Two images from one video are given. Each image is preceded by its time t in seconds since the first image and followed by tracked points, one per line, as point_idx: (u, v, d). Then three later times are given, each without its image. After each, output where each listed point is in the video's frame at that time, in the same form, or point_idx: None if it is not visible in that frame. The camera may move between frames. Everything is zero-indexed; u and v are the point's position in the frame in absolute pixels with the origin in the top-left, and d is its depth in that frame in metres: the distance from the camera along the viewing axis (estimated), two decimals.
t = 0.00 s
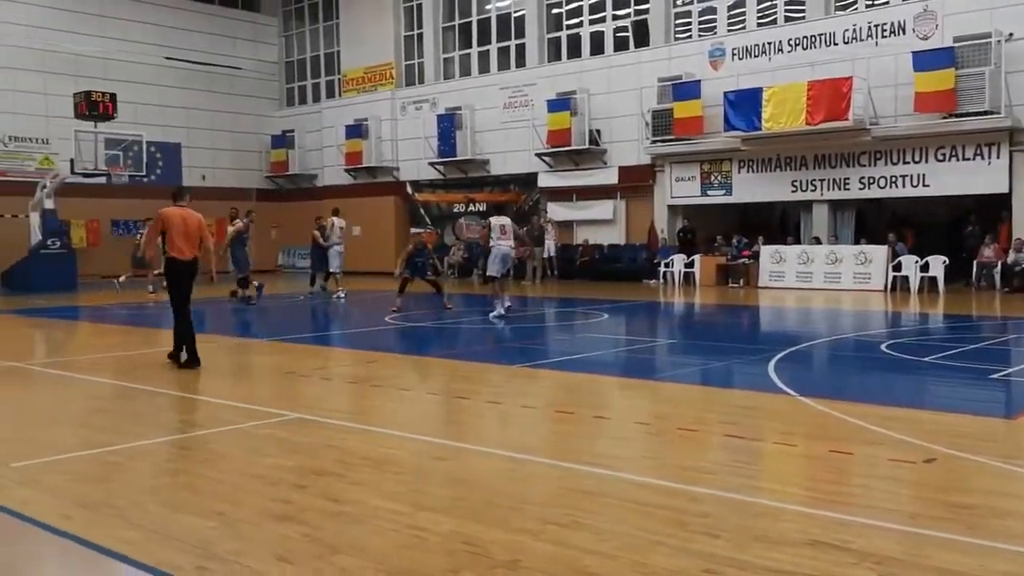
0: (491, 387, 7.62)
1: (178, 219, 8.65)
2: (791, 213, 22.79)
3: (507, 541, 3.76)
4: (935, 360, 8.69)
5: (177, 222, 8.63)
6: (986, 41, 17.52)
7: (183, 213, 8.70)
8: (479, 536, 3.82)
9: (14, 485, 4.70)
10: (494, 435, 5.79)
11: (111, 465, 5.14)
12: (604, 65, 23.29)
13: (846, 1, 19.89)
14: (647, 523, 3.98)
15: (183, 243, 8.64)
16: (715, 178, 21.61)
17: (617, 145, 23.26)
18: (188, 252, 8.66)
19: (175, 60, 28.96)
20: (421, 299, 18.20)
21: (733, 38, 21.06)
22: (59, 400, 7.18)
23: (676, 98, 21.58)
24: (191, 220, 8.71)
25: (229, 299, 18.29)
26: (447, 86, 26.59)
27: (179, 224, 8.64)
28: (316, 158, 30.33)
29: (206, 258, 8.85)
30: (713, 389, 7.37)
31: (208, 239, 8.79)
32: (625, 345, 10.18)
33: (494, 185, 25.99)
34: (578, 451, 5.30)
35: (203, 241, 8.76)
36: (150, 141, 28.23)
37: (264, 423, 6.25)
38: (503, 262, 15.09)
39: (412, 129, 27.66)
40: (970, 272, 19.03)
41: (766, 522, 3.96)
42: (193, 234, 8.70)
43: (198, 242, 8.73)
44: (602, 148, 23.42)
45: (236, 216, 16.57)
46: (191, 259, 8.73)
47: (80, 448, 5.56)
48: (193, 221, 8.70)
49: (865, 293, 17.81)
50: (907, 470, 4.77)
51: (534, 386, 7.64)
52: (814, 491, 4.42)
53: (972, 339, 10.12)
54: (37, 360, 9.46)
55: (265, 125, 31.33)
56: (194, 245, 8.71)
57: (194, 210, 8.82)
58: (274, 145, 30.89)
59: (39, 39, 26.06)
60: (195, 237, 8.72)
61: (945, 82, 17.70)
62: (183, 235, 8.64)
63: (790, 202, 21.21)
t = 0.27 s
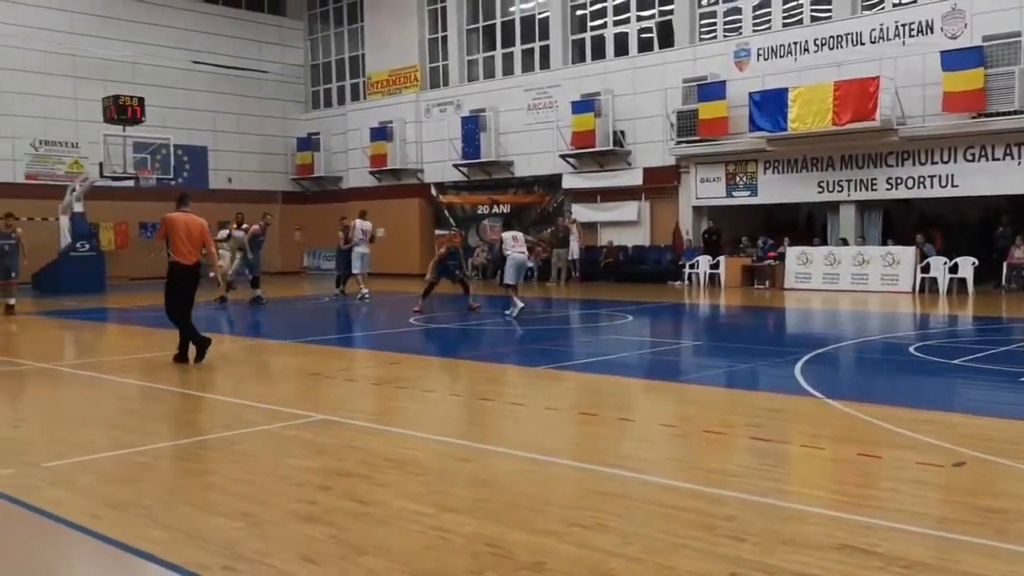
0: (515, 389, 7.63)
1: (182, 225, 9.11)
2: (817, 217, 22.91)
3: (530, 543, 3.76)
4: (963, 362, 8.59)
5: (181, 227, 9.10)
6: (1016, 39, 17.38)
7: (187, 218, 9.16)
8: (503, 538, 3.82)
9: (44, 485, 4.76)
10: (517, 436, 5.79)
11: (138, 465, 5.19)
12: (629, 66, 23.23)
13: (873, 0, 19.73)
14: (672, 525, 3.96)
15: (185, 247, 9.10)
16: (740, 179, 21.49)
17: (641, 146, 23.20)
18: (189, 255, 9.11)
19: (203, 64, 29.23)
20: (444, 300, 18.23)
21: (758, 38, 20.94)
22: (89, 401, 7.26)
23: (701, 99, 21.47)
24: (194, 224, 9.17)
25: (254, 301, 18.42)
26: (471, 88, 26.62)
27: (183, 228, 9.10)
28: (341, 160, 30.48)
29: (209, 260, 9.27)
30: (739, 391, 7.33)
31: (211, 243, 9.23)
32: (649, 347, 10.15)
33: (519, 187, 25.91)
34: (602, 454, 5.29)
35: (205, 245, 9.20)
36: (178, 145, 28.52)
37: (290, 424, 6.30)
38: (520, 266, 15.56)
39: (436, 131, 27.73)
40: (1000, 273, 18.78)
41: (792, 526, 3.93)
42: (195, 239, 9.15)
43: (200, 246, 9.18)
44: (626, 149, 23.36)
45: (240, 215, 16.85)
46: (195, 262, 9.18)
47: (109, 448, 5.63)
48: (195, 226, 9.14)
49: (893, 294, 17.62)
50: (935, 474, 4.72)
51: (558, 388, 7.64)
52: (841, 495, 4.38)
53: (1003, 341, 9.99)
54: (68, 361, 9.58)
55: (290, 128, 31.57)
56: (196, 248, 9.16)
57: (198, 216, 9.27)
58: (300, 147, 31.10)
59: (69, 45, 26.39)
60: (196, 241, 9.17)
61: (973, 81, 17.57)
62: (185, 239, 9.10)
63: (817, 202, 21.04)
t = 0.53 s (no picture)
0: (536, 394, 7.62)
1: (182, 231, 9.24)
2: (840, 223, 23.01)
3: (551, 548, 3.75)
4: (989, 367, 8.50)
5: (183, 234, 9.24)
6: None
7: (188, 224, 9.27)
8: (523, 543, 3.82)
9: (69, 489, 4.80)
10: (538, 442, 5.78)
11: (162, 470, 5.23)
12: (649, 71, 23.20)
13: (896, 3, 19.62)
14: (694, 531, 3.94)
15: (185, 255, 9.31)
16: (761, 183, 21.38)
17: (662, 151, 23.14)
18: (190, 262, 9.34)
19: (224, 71, 29.45)
20: (465, 306, 18.23)
21: (779, 42, 20.86)
22: (113, 406, 7.33)
23: (721, 102, 21.39)
24: (196, 230, 9.31)
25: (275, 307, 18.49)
26: (491, 94, 26.66)
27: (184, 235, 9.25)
28: (362, 166, 30.60)
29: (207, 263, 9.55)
30: (761, 396, 7.28)
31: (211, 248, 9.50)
32: (670, 352, 10.10)
33: (539, 191, 25.65)
34: (623, 459, 5.27)
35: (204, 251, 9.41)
36: (200, 151, 28.77)
37: (311, 429, 6.32)
38: (537, 270, 15.56)
39: (457, 137, 27.77)
40: None
41: (815, 532, 3.89)
42: (195, 245, 9.34)
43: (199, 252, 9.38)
44: (647, 153, 23.30)
45: (240, 222, 16.91)
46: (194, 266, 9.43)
47: (133, 452, 5.68)
48: (196, 233, 9.29)
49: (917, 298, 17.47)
50: (961, 480, 4.66)
51: (579, 393, 7.63)
52: (866, 502, 4.33)
53: None
54: (92, 366, 9.67)
55: (311, 135, 31.77)
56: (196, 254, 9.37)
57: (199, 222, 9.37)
58: (321, 154, 31.26)
59: (93, 53, 26.69)
60: (196, 247, 9.36)
61: (996, 84, 17.47)
62: (186, 247, 9.29)
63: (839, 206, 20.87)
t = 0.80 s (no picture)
0: (554, 396, 7.62)
1: (179, 238, 9.57)
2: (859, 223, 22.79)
3: (569, 551, 3.75)
4: (1010, 368, 8.43)
5: (179, 240, 9.57)
6: None
7: (184, 231, 9.61)
8: (541, 545, 3.81)
9: (90, 491, 4.85)
10: (554, 444, 5.78)
11: (181, 472, 5.26)
12: (665, 72, 23.14)
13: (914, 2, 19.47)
14: (712, 533, 3.93)
15: (182, 260, 9.61)
16: (779, 184, 21.28)
17: (679, 152, 23.08)
18: (187, 267, 9.64)
19: (242, 76, 29.63)
20: (482, 308, 18.28)
21: (797, 42, 20.76)
22: (133, 409, 7.38)
23: (738, 103, 21.31)
24: (191, 236, 9.64)
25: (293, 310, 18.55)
26: (507, 96, 26.67)
27: (181, 242, 9.57)
28: (379, 169, 30.70)
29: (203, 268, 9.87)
30: (779, 398, 7.25)
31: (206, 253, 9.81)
32: (688, 354, 10.09)
33: (556, 193, 25.64)
34: (641, 462, 5.26)
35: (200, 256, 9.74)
36: (219, 156, 28.97)
37: (329, 432, 6.34)
38: (548, 273, 15.52)
39: (473, 139, 27.80)
40: None
41: (835, 535, 3.87)
42: (191, 251, 9.66)
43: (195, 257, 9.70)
44: (664, 155, 23.25)
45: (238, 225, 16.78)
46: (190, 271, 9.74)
47: (153, 455, 5.72)
48: (192, 239, 9.63)
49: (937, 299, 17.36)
50: (983, 482, 4.62)
51: (597, 395, 7.62)
52: (886, 504, 4.30)
53: None
54: (112, 369, 9.74)
55: (329, 138, 31.93)
56: (192, 259, 9.68)
57: (192, 228, 9.72)
58: (339, 157, 31.38)
59: (113, 59, 26.92)
60: (192, 253, 9.68)
61: (1017, 83, 17.31)
62: (182, 253, 9.60)
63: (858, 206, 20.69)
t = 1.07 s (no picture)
0: (566, 397, 7.62)
1: (173, 241, 9.77)
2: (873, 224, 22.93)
3: (581, 553, 3.74)
4: None
5: (174, 243, 9.77)
6: None
7: (178, 234, 9.81)
8: (553, 547, 3.81)
9: (104, 492, 4.87)
10: (566, 446, 5.77)
11: (195, 473, 5.28)
12: (677, 73, 23.10)
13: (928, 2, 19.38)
14: (725, 535, 3.91)
15: (176, 261, 9.79)
16: (792, 185, 21.21)
17: (691, 153, 23.03)
18: (181, 268, 9.79)
19: (255, 79, 29.75)
20: (494, 309, 18.33)
21: (810, 42, 20.69)
22: (147, 411, 7.41)
23: (751, 104, 21.26)
24: (185, 238, 9.82)
25: (305, 312, 18.58)
26: (519, 98, 26.67)
27: (175, 244, 9.76)
28: (392, 171, 30.77)
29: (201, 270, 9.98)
30: (792, 400, 7.22)
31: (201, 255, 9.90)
32: (701, 355, 10.09)
33: (568, 195, 25.63)
34: (654, 463, 5.25)
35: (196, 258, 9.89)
36: (232, 158, 29.11)
37: (342, 433, 6.36)
38: (556, 274, 15.51)
39: (485, 141, 27.82)
40: None
41: (849, 537, 3.85)
42: (185, 253, 9.83)
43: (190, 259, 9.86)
44: (676, 156, 23.20)
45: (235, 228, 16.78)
46: (187, 274, 9.90)
47: (166, 456, 5.73)
48: (185, 241, 9.80)
49: (951, 300, 17.29)
50: (999, 484, 4.59)
51: (609, 397, 7.61)
52: (900, 506, 4.27)
53: None
54: (126, 371, 9.77)
55: (341, 140, 32.02)
56: (186, 261, 9.84)
57: (188, 231, 9.91)
58: (351, 159, 31.48)
59: (126, 63, 27.07)
60: (187, 255, 9.84)
61: None
62: (177, 254, 9.78)
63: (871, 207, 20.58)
